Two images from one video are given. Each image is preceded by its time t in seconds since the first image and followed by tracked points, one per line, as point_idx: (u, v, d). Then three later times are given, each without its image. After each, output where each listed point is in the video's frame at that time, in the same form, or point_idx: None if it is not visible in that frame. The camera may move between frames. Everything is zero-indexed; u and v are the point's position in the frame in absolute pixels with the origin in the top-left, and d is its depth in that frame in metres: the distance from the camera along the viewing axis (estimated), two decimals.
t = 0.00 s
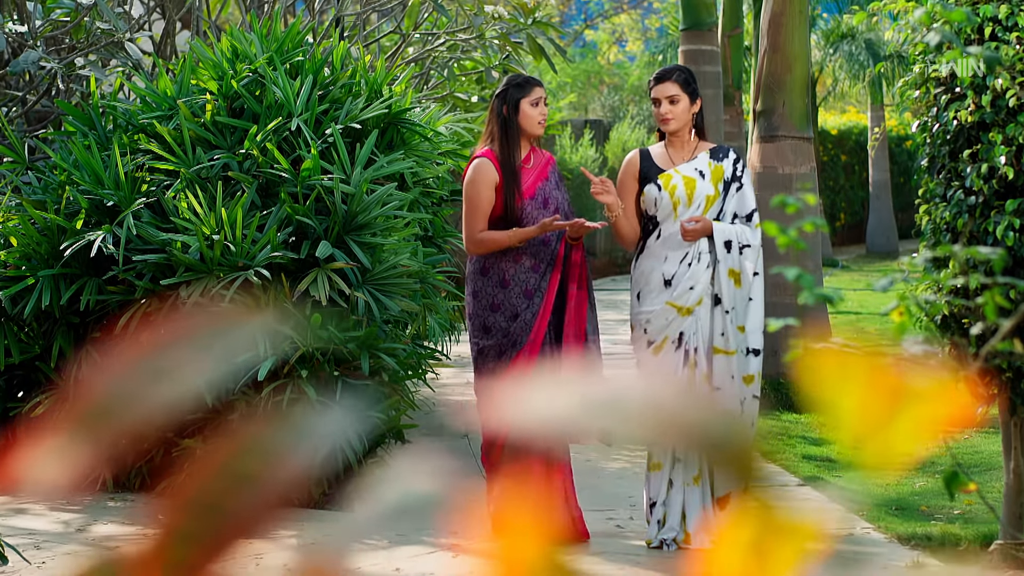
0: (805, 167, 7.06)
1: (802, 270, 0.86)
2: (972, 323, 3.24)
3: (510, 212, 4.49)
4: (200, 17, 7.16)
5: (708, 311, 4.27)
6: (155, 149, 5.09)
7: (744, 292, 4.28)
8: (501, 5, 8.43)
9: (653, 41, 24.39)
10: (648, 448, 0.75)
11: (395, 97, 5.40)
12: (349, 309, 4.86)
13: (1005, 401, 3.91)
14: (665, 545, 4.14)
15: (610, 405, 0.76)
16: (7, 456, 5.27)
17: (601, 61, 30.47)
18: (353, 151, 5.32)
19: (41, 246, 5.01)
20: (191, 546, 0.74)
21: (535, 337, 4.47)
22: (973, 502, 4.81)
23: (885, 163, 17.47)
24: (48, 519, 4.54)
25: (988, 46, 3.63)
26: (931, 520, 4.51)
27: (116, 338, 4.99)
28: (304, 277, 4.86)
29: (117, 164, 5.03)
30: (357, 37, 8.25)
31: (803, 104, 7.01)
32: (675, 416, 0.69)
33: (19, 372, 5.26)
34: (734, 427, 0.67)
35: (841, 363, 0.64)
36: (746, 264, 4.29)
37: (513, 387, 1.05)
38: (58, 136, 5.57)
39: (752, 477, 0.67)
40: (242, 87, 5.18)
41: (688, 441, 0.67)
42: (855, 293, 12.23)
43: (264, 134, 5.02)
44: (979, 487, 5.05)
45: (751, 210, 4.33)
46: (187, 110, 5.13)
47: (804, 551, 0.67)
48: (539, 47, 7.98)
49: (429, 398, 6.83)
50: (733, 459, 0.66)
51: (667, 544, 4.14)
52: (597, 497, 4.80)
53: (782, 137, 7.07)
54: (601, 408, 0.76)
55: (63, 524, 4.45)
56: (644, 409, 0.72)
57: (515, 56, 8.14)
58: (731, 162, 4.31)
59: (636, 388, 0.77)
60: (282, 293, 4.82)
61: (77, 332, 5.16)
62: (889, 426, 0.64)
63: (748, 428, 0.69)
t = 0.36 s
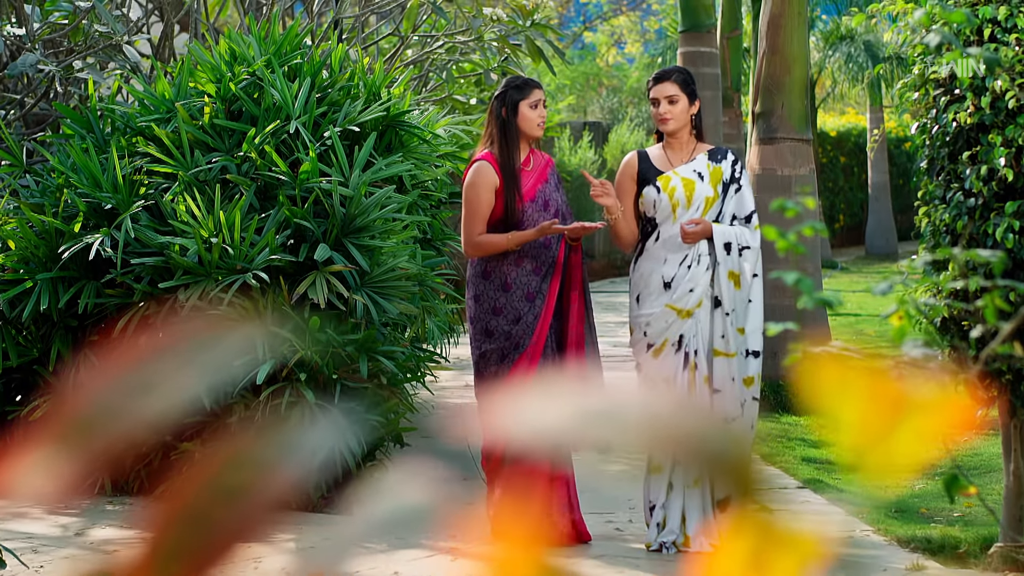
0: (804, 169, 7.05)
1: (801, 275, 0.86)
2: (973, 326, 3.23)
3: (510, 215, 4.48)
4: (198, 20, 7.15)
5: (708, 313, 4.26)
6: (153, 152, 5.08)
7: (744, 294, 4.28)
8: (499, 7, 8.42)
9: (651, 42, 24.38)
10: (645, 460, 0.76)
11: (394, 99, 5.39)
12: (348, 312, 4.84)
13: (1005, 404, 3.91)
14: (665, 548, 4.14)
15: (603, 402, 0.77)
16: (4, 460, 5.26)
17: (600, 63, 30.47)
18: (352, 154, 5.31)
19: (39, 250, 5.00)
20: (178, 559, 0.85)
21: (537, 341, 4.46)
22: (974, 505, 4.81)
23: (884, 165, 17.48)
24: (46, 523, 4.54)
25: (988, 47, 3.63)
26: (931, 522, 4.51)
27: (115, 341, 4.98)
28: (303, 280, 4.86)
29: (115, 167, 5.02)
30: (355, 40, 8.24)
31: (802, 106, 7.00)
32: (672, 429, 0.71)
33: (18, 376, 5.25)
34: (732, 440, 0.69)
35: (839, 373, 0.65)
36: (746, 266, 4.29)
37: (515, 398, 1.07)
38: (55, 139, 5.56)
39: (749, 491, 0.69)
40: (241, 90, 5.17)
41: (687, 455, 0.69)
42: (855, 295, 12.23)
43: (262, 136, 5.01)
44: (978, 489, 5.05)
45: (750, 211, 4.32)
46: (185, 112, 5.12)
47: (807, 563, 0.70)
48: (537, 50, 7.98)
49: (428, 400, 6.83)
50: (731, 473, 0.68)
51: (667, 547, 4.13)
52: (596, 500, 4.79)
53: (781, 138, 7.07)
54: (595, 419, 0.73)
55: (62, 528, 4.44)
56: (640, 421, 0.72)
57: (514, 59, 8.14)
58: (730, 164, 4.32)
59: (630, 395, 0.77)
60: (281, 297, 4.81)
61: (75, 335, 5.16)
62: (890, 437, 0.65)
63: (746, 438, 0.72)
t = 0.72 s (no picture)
0: (803, 167, 7.05)
1: (801, 272, 0.85)
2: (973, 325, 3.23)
3: (511, 214, 4.48)
4: (197, 19, 7.15)
5: (705, 315, 4.25)
6: (151, 152, 5.07)
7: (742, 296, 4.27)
8: (498, 6, 8.42)
9: (650, 41, 24.38)
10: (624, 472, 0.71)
11: (392, 98, 5.38)
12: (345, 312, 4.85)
13: (1005, 402, 3.90)
14: (665, 548, 4.14)
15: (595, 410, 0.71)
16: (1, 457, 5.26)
17: (599, 62, 30.46)
18: (350, 153, 5.31)
19: (37, 249, 5.00)
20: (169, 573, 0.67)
21: (538, 340, 4.46)
22: (974, 504, 4.81)
23: (883, 163, 17.49)
24: (45, 523, 4.54)
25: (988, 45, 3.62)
26: (931, 521, 4.51)
27: (114, 340, 4.98)
28: (301, 279, 4.85)
29: (113, 166, 5.02)
30: (353, 39, 8.24)
31: (801, 104, 7.00)
32: (670, 438, 0.64)
33: (17, 376, 5.24)
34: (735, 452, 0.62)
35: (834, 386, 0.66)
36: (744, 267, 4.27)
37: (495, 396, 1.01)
38: (53, 138, 5.56)
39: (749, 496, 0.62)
40: (239, 89, 5.16)
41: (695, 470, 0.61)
42: (854, 294, 12.23)
43: (260, 136, 5.00)
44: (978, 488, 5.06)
45: (747, 214, 4.30)
46: (183, 112, 5.11)
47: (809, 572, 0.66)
48: (536, 48, 7.99)
49: (427, 400, 6.83)
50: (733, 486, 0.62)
51: (665, 547, 4.14)
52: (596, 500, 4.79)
53: (780, 137, 7.06)
54: (589, 424, 0.68)
55: (60, 528, 4.43)
56: (634, 429, 0.65)
57: (513, 57, 8.13)
58: (728, 165, 4.31)
59: (625, 402, 0.69)
60: (280, 297, 4.81)
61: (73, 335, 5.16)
62: (893, 443, 0.63)
63: (747, 441, 0.67)
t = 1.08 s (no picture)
0: (802, 164, 7.05)
1: (801, 271, 0.90)
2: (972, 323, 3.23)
3: (508, 210, 4.46)
4: (194, 16, 7.13)
5: (699, 313, 4.25)
6: (149, 149, 5.06)
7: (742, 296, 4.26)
8: (496, 3, 8.40)
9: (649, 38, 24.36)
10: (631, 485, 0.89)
11: (390, 95, 5.37)
12: (344, 308, 4.83)
13: (1005, 400, 3.90)
14: (664, 546, 4.12)
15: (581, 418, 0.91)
16: None
17: (597, 59, 30.44)
18: (348, 150, 5.30)
19: (35, 247, 4.99)
20: None
21: (536, 337, 4.45)
22: (972, 501, 4.81)
23: (882, 160, 17.48)
24: (43, 522, 4.54)
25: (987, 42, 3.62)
26: (930, 519, 4.52)
27: (112, 338, 4.99)
28: (299, 277, 4.84)
29: (111, 164, 5.01)
30: (351, 36, 8.22)
31: (800, 101, 6.99)
32: (665, 445, 0.82)
33: (15, 374, 5.24)
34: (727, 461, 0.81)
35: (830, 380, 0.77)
36: (742, 267, 4.25)
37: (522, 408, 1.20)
38: (51, 136, 5.55)
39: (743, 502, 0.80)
40: (236, 86, 5.15)
41: (687, 475, 0.80)
42: (852, 290, 12.23)
43: (258, 133, 4.99)
44: (978, 485, 5.06)
45: (746, 211, 4.26)
46: (180, 109, 5.10)
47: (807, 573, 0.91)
48: (534, 45, 7.98)
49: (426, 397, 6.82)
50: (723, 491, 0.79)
51: (665, 545, 4.12)
52: (594, 498, 4.79)
53: (779, 134, 7.05)
54: (594, 432, 0.88)
55: (58, 527, 4.43)
56: (637, 437, 0.83)
57: (511, 54, 8.12)
58: (724, 163, 4.26)
59: (625, 413, 0.89)
60: (277, 294, 4.78)
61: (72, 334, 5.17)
62: (893, 448, 0.74)
63: (743, 450, 0.86)
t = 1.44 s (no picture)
0: (800, 167, 7.05)
1: (799, 278, 1.16)
2: (972, 328, 3.23)
3: (506, 214, 4.46)
4: (191, 21, 7.12)
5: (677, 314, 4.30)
6: (146, 154, 5.06)
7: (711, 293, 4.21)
8: (494, 7, 8.40)
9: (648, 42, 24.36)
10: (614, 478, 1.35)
11: (388, 100, 5.37)
12: (342, 313, 4.82)
13: (1005, 404, 3.90)
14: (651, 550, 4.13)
15: (586, 432, 1.42)
16: None
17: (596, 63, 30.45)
18: (346, 155, 5.29)
19: (32, 252, 4.99)
20: None
21: (536, 341, 4.45)
22: (972, 505, 4.81)
23: (880, 164, 17.48)
24: (41, 528, 4.53)
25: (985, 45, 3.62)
26: (929, 523, 4.52)
27: (110, 344, 5.00)
28: (297, 282, 4.84)
29: (108, 169, 5.01)
30: (349, 41, 8.21)
31: (798, 104, 6.98)
32: (659, 460, 1.28)
33: (11, 379, 5.24)
34: (724, 480, 1.23)
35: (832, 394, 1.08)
36: (711, 264, 4.20)
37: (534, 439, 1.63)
38: (48, 141, 5.55)
39: (738, 513, 1.20)
40: (234, 91, 5.15)
41: (691, 485, 1.24)
42: (850, 294, 12.22)
43: (256, 138, 4.98)
44: (978, 490, 5.07)
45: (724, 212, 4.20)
46: (178, 114, 5.09)
47: None
48: (532, 49, 7.98)
49: (424, 403, 6.82)
50: (722, 501, 1.21)
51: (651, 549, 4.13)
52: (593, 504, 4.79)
53: (777, 137, 7.04)
54: (589, 446, 1.39)
55: (56, 533, 4.43)
56: (638, 450, 1.30)
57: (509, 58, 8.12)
58: (706, 163, 4.21)
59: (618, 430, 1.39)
60: (275, 299, 4.77)
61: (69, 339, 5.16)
62: (895, 459, 1.05)
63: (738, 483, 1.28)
